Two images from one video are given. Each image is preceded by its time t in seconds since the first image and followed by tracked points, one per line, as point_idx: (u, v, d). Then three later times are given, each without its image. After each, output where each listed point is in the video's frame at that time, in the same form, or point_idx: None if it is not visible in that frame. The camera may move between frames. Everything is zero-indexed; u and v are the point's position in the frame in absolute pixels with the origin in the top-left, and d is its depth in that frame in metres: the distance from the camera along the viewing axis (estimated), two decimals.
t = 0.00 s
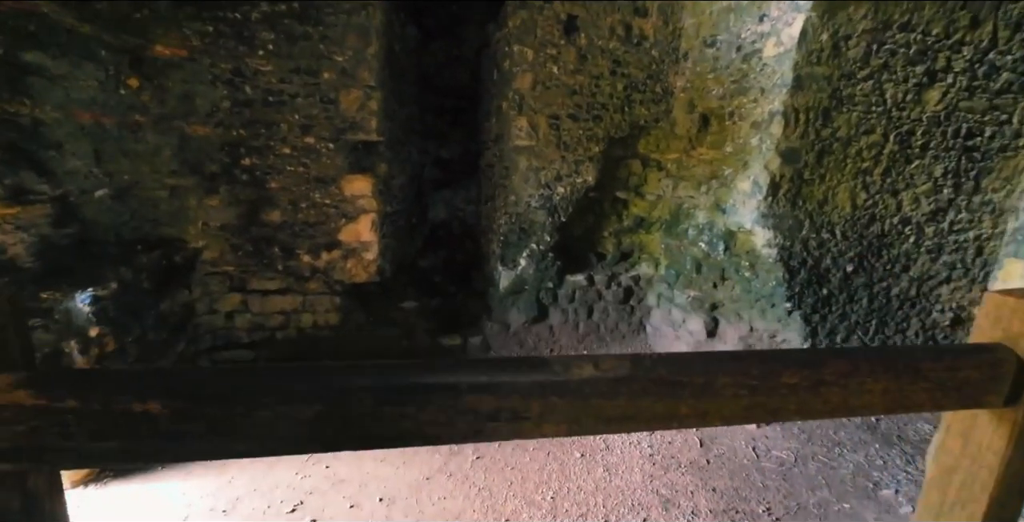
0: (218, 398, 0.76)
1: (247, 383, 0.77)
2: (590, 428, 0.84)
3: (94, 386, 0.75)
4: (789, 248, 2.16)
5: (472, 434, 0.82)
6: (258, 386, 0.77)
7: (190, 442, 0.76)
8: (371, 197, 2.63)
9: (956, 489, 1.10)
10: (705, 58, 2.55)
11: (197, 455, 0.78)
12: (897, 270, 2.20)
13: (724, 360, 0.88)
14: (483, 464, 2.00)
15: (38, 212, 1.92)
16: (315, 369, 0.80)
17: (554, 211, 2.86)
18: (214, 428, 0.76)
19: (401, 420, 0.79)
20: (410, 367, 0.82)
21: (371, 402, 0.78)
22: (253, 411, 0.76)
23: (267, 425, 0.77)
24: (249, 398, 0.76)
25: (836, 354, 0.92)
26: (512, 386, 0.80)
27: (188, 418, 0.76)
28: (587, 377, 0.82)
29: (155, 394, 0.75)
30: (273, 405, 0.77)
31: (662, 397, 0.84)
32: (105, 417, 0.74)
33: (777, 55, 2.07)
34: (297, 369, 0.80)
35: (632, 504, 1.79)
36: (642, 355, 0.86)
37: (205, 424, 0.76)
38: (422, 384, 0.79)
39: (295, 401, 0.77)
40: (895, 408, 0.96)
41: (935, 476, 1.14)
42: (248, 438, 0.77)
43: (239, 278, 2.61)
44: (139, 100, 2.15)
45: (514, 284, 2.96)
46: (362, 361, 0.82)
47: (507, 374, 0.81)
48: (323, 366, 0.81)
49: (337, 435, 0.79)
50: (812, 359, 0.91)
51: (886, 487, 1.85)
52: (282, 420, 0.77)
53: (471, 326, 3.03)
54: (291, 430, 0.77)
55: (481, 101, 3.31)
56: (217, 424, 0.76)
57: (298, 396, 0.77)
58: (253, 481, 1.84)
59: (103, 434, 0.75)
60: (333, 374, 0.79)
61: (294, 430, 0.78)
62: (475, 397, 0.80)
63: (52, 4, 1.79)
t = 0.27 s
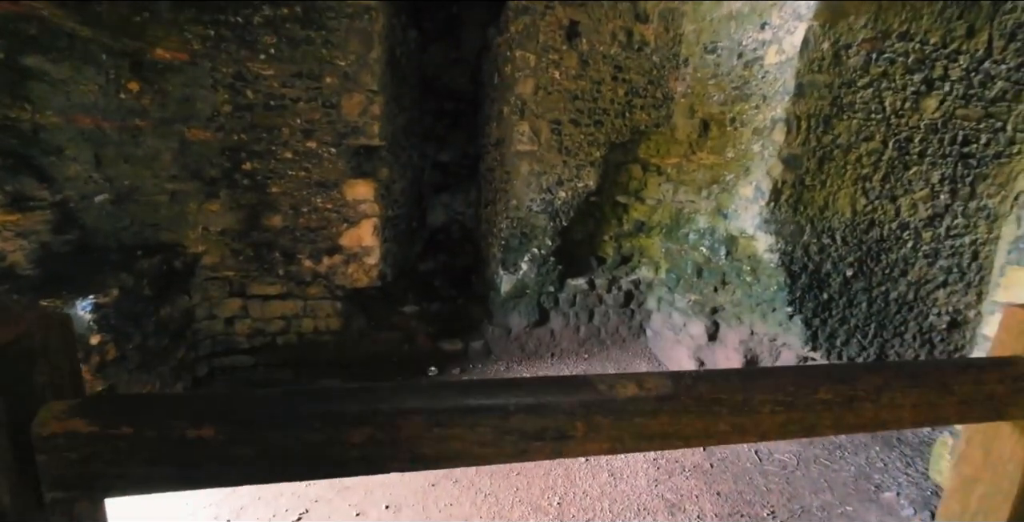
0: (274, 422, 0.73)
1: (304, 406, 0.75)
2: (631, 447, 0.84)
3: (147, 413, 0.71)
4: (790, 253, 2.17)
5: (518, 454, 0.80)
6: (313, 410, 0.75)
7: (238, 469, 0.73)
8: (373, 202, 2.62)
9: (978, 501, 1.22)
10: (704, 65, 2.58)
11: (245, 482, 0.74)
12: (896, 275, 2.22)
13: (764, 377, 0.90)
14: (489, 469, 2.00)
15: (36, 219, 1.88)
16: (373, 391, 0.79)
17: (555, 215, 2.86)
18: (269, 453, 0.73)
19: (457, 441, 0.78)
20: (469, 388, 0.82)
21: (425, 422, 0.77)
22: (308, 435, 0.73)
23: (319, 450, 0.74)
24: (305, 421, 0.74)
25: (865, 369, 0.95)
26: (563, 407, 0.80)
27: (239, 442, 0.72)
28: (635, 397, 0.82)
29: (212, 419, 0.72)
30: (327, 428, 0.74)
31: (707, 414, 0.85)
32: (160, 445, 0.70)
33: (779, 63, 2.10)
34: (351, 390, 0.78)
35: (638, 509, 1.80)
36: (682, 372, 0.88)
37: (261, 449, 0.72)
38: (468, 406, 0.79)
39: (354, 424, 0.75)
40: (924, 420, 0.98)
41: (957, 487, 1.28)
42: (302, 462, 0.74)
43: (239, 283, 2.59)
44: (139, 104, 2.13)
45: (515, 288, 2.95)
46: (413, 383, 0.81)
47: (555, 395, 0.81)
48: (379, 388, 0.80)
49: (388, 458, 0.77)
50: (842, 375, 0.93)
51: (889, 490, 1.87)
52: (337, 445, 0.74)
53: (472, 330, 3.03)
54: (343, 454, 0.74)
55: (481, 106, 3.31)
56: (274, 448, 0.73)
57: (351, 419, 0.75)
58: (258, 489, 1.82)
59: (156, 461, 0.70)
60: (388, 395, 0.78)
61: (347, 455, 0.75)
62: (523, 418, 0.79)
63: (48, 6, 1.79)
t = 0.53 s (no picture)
0: (278, 429, 0.71)
1: (312, 411, 0.73)
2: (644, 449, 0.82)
3: (149, 419, 0.69)
4: (788, 254, 2.17)
5: (531, 458, 0.79)
6: (321, 415, 0.73)
7: (244, 475, 0.71)
8: (370, 203, 2.60)
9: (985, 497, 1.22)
10: (701, 66, 2.59)
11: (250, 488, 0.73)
12: (892, 275, 2.23)
13: (776, 379, 0.87)
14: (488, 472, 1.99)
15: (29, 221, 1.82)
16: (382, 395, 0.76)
17: (552, 216, 2.86)
18: (276, 460, 0.71)
19: (468, 446, 0.76)
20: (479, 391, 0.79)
21: (434, 428, 0.75)
22: (318, 441, 0.72)
23: (326, 455, 0.73)
24: (314, 427, 0.72)
25: (879, 370, 0.93)
26: (572, 410, 0.79)
27: (247, 451, 0.70)
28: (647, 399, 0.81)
29: (217, 426, 0.70)
30: (335, 434, 0.72)
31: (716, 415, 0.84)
32: (162, 451, 0.68)
33: (776, 64, 2.11)
34: (357, 395, 0.76)
35: (638, 511, 1.79)
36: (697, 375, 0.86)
37: (270, 455, 0.71)
38: (480, 409, 0.77)
39: (363, 428, 0.73)
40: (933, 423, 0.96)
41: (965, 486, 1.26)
42: (309, 467, 0.72)
43: (234, 285, 2.57)
44: (132, 104, 2.10)
45: (513, 290, 2.93)
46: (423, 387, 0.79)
47: (567, 398, 0.79)
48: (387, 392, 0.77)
49: (395, 462, 0.75)
50: (853, 376, 0.91)
51: (887, 489, 1.88)
52: (344, 449, 0.73)
53: (469, 332, 3.01)
54: (350, 459, 0.73)
55: (478, 108, 3.31)
56: (282, 455, 0.71)
57: (357, 423, 0.73)
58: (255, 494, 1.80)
59: (160, 469, 0.69)
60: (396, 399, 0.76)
61: (357, 460, 0.73)
62: (536, 422, 0.78)
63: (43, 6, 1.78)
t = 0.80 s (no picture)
0: (248, 456, 0.64)
1: (283, 437, 0.66)
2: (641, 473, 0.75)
3: (107, 447, 0.63)
4: (783, 256, 2.16)
5: (522, 482, 0.71)
6: (293, 442, 0.65)
7: (208, 511, 0.64)
8: (362, 207, 2.57)
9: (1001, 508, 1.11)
10: (695, 69, 2.58)
11: None
12: (886, 278, 2.23)
13: (780, 392, 0.80)
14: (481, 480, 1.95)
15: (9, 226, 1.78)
16: (365, 416, 0.69)
17: (546, 220, 2.83)
18: (246, 493, 0.64)
19: (457, 472, 0.69)
20: (472, 411, 0.72)
21: (418, 453, 0.68)
22: (291, 471, 0.64)
23: (298, 486, 0.65)
24: (287, 455, 0.65)
25: (884, 383, 0.86)
26: (565, 430, 0.72)
27: (212, 482, 0.63)
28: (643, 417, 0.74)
29: (178, 454, 0.63)
30: (309, 462, 0.65)
31: (717, 434, 0.76)
32: (117, 484, 0.62)
33: (769, 67, 2.10)
34: (336, 416, 0.69)
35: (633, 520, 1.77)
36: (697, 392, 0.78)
37: (238, 486, 0.63)
38: (468, 431, 0.70)
39: (341, 455, 0.66)
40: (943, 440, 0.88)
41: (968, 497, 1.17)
42: (281, 501, 0.65)
43: (223, 290, 2.52)
44: (118, 107, 2.06)
45: (507, 293, 2.91)
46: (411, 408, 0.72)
47: (560, 417, 0.72)
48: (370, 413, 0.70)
49: (376, 493, 0.67)
50: (857, 388, 0.84)
51: (883, 494, 1.86)
52: (319, 480, 0.65)
53: (463, 336, 2.98)
54: (326, 490, 0.65)
55: (471, 110, 3.29)
56: (249, 486, 0.64)
57: (333, 451, 0.66)
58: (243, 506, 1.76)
59: (112, 504, 0.62)
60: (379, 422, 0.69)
61: (335, 491, 0.66)
62: (525, 444, 0.71)
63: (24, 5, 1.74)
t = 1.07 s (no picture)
0: (153, 491, 0.55)
1: (198, 468, 0.56)
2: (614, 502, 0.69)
3: None
4: (774, 258, 2.13)
5: (477, 515, 0.63)
6: (209, 473, 0.56)
7: None
8: (348, 209, 2.52)
9: None
10: (685, 70, 2.56)
11: None
12: (877, 279, 2.21)
13: (768, 406, 0.76)
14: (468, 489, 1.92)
15: None
16: (306, 440, 0.60)
17: (536, 222, 2.80)
18: None
19: (404, 503, 0.60)
20: (432, 432, 0.64)
21: (360, 483, 0.59)
22: (206, 507, 0.55)
23: None
24: (201, 490, 0.55)
25: (880, 396, 0.81)
26: (536, 454, 0.64)
27: None
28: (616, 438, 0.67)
29: (68, 494, 0.54)
30: (229, 497, 0.56)
31: (700, 454, 0.71)
32: None
33: (759, 67, 2.08)
34: (271, 441, 0.60)
35: None
36: (674, 409, 0.73)
37: None
38: (417, 458, 0.61)
39: (268, 487, 0.57)
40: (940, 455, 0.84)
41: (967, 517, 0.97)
42: None
43: (206, 294, 2.47)
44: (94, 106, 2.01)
45: (497, 296, 2.87)
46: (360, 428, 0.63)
47: (532, 438, 0.65)
48: (312, 436, 0.61)
49: None
50: (852, 402, 0.79)
51: (876, 499, 1.84)
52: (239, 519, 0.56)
53: (452, 340, 2.93)
54: None
55: (461, 111, 3.26)
56: None
57: (258, 483, 0.57)
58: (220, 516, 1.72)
59: None
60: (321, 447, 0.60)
61: None
62: (482, 470, 0.63)
63: None
